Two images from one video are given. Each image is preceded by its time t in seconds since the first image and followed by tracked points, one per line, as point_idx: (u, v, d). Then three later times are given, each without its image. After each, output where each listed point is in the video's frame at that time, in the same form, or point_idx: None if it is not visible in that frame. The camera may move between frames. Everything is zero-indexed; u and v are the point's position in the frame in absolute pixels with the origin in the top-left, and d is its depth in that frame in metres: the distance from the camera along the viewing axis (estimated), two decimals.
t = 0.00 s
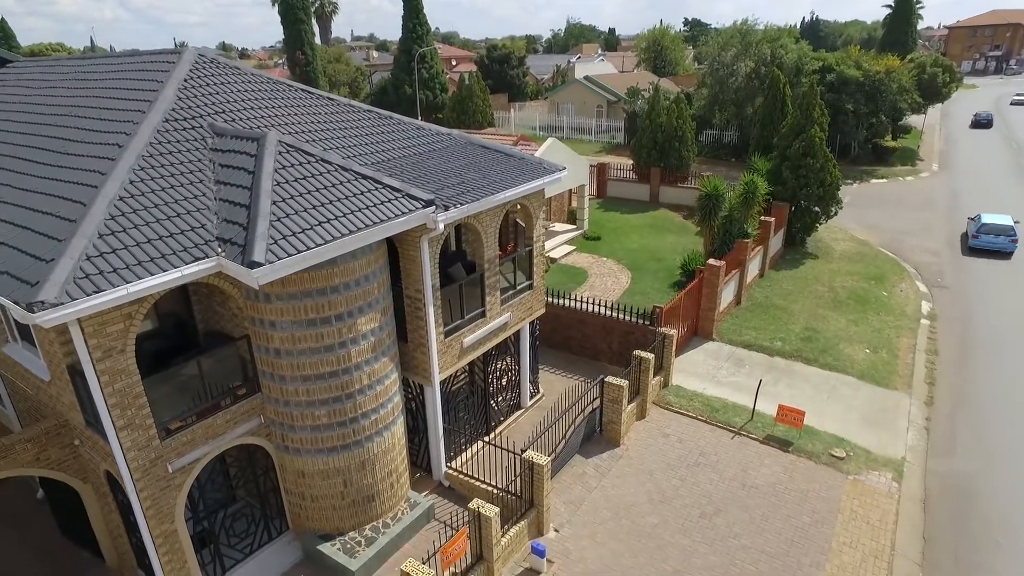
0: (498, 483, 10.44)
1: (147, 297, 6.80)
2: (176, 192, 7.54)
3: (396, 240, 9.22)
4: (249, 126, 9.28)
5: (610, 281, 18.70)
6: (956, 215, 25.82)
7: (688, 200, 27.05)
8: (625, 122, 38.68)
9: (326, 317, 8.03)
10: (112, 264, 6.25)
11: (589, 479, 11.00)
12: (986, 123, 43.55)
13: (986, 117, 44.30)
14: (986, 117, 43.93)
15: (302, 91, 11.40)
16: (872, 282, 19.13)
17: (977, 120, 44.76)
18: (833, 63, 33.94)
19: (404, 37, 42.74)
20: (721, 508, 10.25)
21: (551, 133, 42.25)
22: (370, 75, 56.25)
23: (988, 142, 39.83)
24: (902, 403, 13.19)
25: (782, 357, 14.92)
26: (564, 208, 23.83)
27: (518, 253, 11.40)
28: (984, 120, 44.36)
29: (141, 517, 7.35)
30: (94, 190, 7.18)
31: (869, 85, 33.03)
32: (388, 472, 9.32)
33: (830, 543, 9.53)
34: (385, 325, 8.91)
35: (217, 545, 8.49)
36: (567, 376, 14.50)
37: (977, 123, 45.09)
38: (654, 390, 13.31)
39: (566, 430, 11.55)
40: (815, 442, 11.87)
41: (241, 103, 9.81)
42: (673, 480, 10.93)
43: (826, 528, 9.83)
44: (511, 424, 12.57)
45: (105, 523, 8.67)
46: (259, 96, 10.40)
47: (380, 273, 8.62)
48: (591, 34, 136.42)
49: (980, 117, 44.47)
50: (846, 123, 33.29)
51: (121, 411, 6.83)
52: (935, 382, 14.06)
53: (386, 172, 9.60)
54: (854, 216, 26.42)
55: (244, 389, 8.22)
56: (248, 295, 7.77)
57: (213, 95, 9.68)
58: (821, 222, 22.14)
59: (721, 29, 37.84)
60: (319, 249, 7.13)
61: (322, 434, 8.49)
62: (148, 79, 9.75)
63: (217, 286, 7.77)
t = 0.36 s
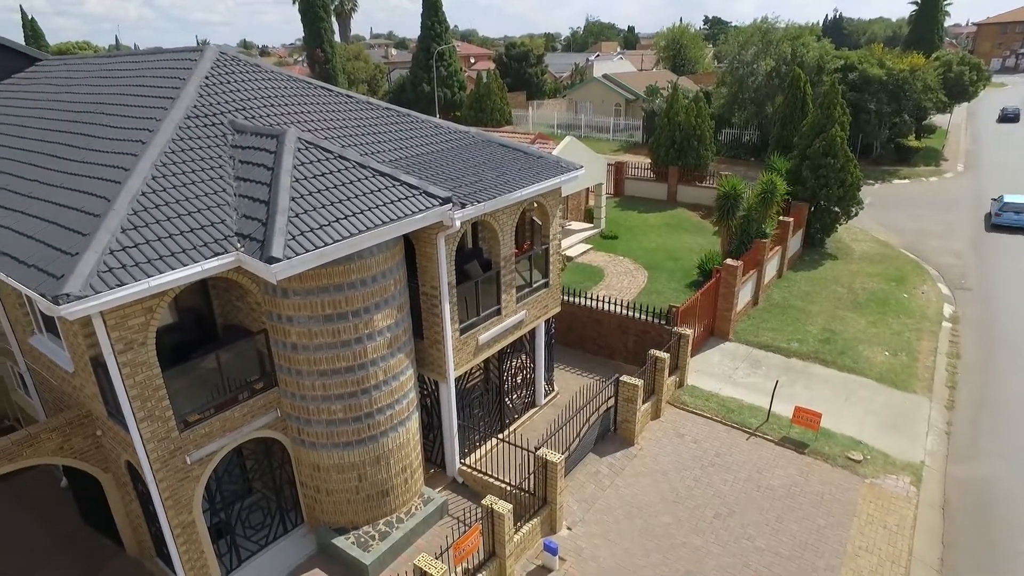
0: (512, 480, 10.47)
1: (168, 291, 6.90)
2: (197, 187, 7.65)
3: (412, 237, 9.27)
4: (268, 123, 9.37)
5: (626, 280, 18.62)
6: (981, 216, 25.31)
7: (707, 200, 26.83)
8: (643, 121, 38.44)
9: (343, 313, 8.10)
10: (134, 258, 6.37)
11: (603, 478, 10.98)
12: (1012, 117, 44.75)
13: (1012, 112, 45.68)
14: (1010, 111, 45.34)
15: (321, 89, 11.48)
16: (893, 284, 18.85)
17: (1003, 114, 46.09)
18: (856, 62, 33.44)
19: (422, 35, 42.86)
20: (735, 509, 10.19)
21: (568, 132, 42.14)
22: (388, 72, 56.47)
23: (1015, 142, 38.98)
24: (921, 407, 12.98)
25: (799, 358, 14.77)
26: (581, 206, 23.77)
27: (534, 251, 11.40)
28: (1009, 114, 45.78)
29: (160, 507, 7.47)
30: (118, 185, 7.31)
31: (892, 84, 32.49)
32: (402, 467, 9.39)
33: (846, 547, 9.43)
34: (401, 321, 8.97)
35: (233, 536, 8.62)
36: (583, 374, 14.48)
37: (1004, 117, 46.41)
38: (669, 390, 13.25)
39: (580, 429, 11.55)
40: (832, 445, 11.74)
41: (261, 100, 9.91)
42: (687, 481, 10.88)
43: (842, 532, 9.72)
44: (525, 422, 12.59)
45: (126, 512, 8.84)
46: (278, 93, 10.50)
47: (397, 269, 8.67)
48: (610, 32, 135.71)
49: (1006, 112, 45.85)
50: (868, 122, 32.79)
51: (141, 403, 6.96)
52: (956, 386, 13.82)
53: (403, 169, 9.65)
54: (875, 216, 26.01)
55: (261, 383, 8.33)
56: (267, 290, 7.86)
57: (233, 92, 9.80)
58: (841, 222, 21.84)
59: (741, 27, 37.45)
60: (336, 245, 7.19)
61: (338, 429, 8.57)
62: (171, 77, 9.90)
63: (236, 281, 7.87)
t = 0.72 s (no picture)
0: (526, 478, 10.47)
1: (188, 286, 6.99)
2: (217, 183, 7.74)
3: (429, 234, 9.31)
4: (288, 120, 9.45)
5: (643, 279, 18.53)
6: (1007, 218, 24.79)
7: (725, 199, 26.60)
8: (662, 119, 38.20)
9: (359, 309, 8.16)
10: (156, 253, 6.47)
11: (617, 478, 10.95)
12: None
13: None
14: None
15: (340, 86, 11.55)
16: (914, 286, 18.54)
17: None
18: (880, 60, 32.91)
19: (441, 32, 42.96)
20: (749, 511, 10.10)
21: (586, 130, 42.02)
22: (407, 70, 56.67)
23: None
24: (942, 411, 12.77)
25: (817, 360, 14.59)
26: (598, 205, 23.69)
27: (551, 250, 11.38)
28: None
29: (178, 498, 7.59)
30: (140, 181, 7.42)
31: (917, 83, 31.94)
32: (416, 463, 9.44)
33: (862, 552, 9.31)
34: (417, 318, 9.01)
35: (249, 528, 8.74)
36: (598, 373, 14.44)
37: None
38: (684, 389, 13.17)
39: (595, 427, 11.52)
40: (849, 448, 11.59)
41: (281, 98, 10.00)
42: (702, 481, 10.80)
43: (858, 536, 9.60)
44: (540, 420, 12.58)
45: (145, 501, 8.99)
46: (298, 90, 10.59)
47: (413, 266, 8.71)
48: (629, 30, 134.96)
49: None
50: (891, 122, 32.26)
51: (161, 395, 7.06)
52: (978, 390, 13.57)
53: (420, 166, 9.68)
54: (897, 217, 25.60)
55: (278, 377, 8.41)
56: (285, 285, 7.94)
57: (254, 89, 9.90)
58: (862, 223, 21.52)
59: (762, 25, 37.03)
60: (354, 241, 7.24)
61: (353, 423, 8.64)
62: (193, 74, 10.03)
63: (255, 276, 7.96)
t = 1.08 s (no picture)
0: (540, 476, 10.45)
1: (208, 280, 7.07)
2: (237, 179, 7.82)
3: (446, 231, 9.32)
4: (307, 117, 9.51)
5: (660, 279, 18.41)
6: None
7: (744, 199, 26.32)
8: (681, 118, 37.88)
9: (376, 305, 8.19)
10: (176, 248, 6.55)
11: (632, 478, 10.88)
12: None
13: None
14: None
15: (359, 83, 11.60)
16: (937, 288, 18.20)
17: None
18: (905, 59, 32.30)
19: (460, 30, 43.01)
20: (765, 513, 9.99)
21: (604, 128, 41.82)
22: (426, 68, 56.80)
23: None
24: (964, 416, 12.53)
25: (836, 362, 14.39)
26: (616, 204, 23.59)
27: (568, 248, 11.33)
28: None
29: (196, 490, 7.69)
30: (162, 176, 7.52)
31: (943, 82, 31.31)
32: (431, 460, 9.47)
33: (880, 557, 9.17)
34: (433, 315, 9.02)
35: (265, 521, 8.82)
36: (614, 373, 14.39)
37: None
38: (700, 390, 13.07)
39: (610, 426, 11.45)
40: (867, 452, 11.42)
41: (300, 94, 10.06)
42: (716, 483, 10.71)
43: (876, 541, 9.46)
44: (555, 419, 12.55)
45: (164, 492, 9.13)
46: (317, 87, 10.65)
47: (430, 264, 8.72)
48: (649, 28, 134.05)
49: None
50: (916, 121, 31.65)
51: (180, 388, 7.16)
52: (1002, 396, 13.29)
53: (438, 164, 9.69)
54: (920, 219, 25.13)
55: (296, 372, 8.48)
56: (303, 281, 7.99)
57: (274, 86, 9.98)
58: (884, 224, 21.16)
59: (784, 23, 36.53)
60: (371, 238, 7.27)
61: (369, 419, 8.68)
62: (214, 71, 10.14)
63: (273, 271, 8.02)
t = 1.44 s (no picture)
0: (555, 475, 10.41)
1: (227, 275, 7.12)
2: (256, 175, 7.87)
3: (463, 229, 9.30)
4: (326, 114, 9.55)
5: (677, 278, 18.25)
6: None
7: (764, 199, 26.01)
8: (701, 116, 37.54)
9: (393, 302, 8.21)
10: (196, 243, 6.60)
11: (647, 478, 10.80)
12: None
13: None
14: None
15: (377, 80, 11.62)
16: (961, 291, 17.83)
17: None
18: (931, 57, 31.67)
19: (479, 28, 43.00)
20: (781, 516, 9.87)
21: (623, 126, 41.59)
22: (445, 65, 56.87)
23: None
24: (988, 422, 12.26)
25: (856, 365, 14.16)
26: (634, 202, 23.44)
27: (585, 247, 11.26)
28: None
29: (213, 482, 7.76)
30: (183, 172, 7.59)
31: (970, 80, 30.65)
32: (446, 457, 9.48)
33: (899, 563, 9.00)
34: (450, 312, 9.02)
35: (280, 515, 8.89)
36: (630, 372, 14.30)
37: None
38: (716, 391, 12.94)
39: (625, 426, 11.37)
40: (887, 456, 11.23)
41: (319, 91, 10.10)
42: (732, 484, 10.59)
43: (895, 547, 9.29)
44: (570, 418, 12.51)
45: (182, 484, 9.23)
46: (336, 84, 10.69)
47: (447, 261, 8.72)
48: (669, 26, 133.14)
49: None
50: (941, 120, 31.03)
51: (198, 381, 7.22)
52: None
53: (455, 161, 9.68)
54: (945, 220, 24.65)
55: (312, 367, 8.52)
56: (320, 277, 8.03)
57: (293, 83, 10.03)
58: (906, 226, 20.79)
59: (807, 21, 36.00)
60: (388, 235, 7.27)
61: (384, 415, 8.71)
62: (235, 68, 10.21)
63: (291, 267, 8.06)
